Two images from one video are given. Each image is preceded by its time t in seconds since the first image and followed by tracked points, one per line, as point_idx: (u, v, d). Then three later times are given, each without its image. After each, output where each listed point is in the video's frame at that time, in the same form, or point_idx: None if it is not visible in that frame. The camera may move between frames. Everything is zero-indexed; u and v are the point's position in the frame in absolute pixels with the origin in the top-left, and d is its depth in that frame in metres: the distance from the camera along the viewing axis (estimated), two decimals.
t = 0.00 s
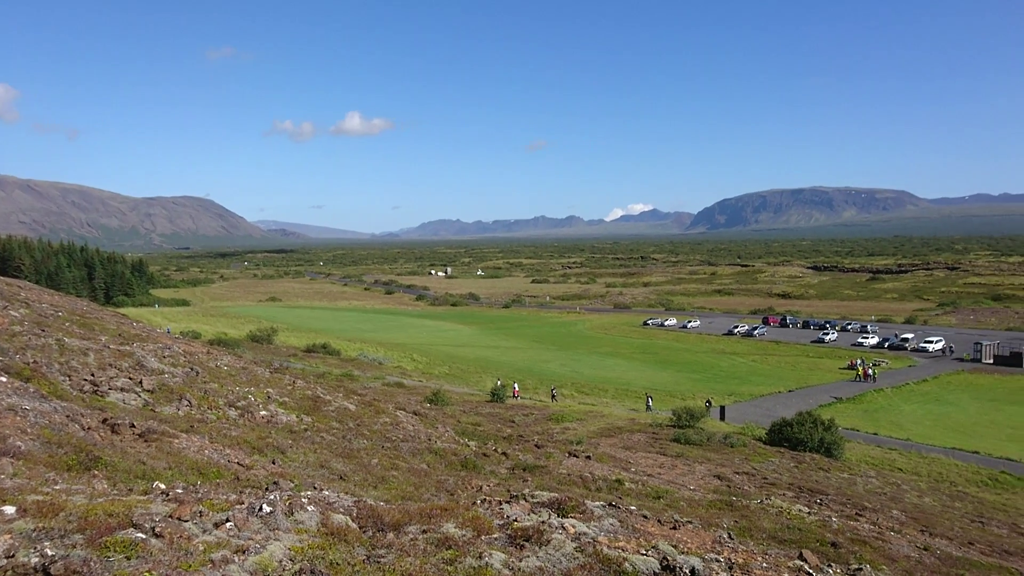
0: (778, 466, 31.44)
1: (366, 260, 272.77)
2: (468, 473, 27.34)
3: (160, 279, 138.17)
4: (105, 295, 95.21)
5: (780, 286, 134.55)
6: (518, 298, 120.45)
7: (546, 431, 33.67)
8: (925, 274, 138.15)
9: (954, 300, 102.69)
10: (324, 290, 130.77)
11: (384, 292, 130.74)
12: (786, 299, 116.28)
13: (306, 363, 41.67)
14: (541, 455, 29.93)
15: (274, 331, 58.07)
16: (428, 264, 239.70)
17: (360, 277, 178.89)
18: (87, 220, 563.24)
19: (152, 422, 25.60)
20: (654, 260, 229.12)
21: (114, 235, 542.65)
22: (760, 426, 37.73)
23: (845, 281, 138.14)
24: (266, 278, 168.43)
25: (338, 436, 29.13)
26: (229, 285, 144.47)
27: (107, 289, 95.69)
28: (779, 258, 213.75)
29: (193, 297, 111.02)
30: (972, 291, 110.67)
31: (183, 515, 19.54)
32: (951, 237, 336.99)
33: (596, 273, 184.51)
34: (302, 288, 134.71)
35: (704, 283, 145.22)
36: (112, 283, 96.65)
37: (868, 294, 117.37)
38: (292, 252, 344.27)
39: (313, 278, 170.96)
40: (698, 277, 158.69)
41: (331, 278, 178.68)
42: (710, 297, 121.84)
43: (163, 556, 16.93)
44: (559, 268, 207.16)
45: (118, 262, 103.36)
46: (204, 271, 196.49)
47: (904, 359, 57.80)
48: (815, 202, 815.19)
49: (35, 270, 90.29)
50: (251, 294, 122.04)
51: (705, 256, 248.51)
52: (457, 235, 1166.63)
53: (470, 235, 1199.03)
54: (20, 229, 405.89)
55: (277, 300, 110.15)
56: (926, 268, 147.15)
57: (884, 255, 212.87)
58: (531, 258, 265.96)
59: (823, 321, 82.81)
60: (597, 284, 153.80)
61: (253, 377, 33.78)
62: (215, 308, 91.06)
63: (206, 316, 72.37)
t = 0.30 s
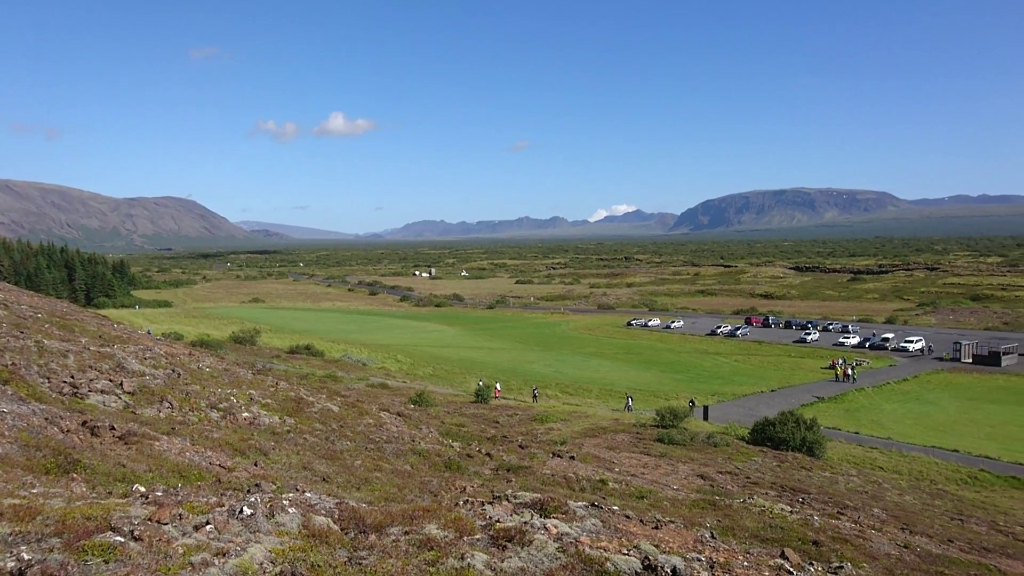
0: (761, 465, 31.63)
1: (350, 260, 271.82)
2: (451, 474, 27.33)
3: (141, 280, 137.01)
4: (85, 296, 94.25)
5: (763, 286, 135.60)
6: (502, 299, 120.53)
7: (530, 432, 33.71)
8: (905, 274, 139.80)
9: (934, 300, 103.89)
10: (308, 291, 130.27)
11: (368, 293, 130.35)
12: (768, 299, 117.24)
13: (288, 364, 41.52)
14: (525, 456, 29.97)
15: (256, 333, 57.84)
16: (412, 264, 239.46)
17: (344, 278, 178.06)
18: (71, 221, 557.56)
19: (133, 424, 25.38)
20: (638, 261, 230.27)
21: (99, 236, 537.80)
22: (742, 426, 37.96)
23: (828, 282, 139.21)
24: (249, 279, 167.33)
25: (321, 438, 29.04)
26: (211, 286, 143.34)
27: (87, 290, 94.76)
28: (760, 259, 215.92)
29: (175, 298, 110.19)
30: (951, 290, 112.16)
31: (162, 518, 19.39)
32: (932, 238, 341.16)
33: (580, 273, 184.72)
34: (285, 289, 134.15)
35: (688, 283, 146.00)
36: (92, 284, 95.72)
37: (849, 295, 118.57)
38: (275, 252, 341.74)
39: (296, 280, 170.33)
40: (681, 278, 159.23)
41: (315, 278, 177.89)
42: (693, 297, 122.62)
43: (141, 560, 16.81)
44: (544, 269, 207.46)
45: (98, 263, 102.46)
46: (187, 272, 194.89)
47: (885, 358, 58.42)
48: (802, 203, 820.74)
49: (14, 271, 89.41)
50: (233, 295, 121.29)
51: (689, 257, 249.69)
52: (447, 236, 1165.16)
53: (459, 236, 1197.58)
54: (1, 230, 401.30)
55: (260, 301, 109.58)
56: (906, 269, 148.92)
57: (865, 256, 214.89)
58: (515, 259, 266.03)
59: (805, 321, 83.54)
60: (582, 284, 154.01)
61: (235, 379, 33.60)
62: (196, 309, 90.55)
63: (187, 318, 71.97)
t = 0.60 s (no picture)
0: (744, 465, 31.78)
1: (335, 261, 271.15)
2: (435, 474, 27.28)
3: (123, 280, 136.08)
4: (65, 296, 93.19)
5: (746, 286, 136.55)
6: (486, 299, 120.60)
7: (514, 432, 33.70)
8: (887, 275, 141.24)
9: (915, 300, 104.98)
10: (292, 291, 129.75)
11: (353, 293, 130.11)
12: (751, 299, 118.04)
13: (271, 365, 41.34)
14: (509, 456, 29.97)
15: (238, 333, 57.55)
16: (397, 264, 239.35)
17: (328, 278, 177.56)
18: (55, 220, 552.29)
19: (113, 425, 25.13)
20: (622, 261, 231.37)
21: (84, 235, 533.68)
22: (726, 426, 38.13)
23: (811, 282, 140.20)
24: (232, 279, 166.43)
25: (304, 439, 28.91)
26: (193, 286, 142.36)
27: (67, 291, 93.73)
28: (744, 259, 217.63)
29: (157, 298, 109.57)
30: (932, 290, 113.46)
31: (142, 521, 19.21)
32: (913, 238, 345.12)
33: (565, 273, 185.09)
34: (268, 289, 133.68)
35: (673, 283, 146.69)
36: (73, 284, 94.68)
37: (831, 295, 119.58)
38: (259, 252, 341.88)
39: (280, 280, 169.74)
40: (664, 278, 159.66)
41: (299, 279, 177.10)
42: (677, 297, 123.26)
43: (120, 563, 16.65)
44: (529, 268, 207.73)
45: (78, 263, 101.66)
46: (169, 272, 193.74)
47: (867, 357, 58.92)
48: (790, 203, 826.09)
49: None
50: (216, 295, 120.66)
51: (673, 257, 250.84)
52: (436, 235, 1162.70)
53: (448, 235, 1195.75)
54: None
55: (243, 301, 109.06)
56: (888, 269, 150.49)
57: (847, 256, 216.34)
58: (498, 259, 267.11)
59: (788, 321, 84.17)
60: (567, 284, 154.30)
61: (217, 380, 33.39)
62: (178, 310, 90.18)
63: (168, 318, 71.58)
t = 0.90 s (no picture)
0: (729, 465, 31.95)
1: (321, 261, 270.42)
2: (421, 475, 27.25)
3: (107, 280, 135.04)
4: (48, 297, 92.51)
5: (732, 287, 137.40)
6: (473, 300, 120.53)
7: (501, 432, 33.75)
8: (871, 275, 142.53)
9: (898, 300, 105.94)
10: (278, 292, 129.18)
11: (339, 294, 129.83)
12: (737, 299, 118.79)
13: (258, 366, 41.19)
14: (496, 456, 30.01)
15: (223, 334, 57.27)
16: (383, 265, 239.28)
17: (314, 279, 176.91)
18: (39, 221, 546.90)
19: (96, 427, 24.94)
20: (608, 261, 232.20)
21: (68, 236, 529.03)
22: (711, 425, 38.33)
23: (795, 283, 141.19)
24: (217, 280, 165.32)
25: (289, 440, 28.82)
26: (178, 286, 141.37)
27: (50, 291, 93.02)
28: (728, 260, 219.23)
29: (142, 299, 108.78)
30: (915, 291, 114.60)
31: (123, 522, 19.09)
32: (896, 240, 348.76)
33: (551, 274, 185.31)
34: (254, 290, 133.11)
35: (659, 284, 147.29)
36: (56, 285, 94.01)
37: (816, 295, 120.55)
38: (244, 253, 340.12)
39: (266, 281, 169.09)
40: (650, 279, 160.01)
41: (284, 279, 176.29)
42: (664, 298, 123.81)
43: (100, 565, 16.54)
44: (515, 269, 207.71)
45: (61, 264, 100.80)
46: (154, 273, 192.37)
47: (851, 358, 59.43)
48: (778, 205, 830.58)
49: None
50: (202, 296, 119.89)
51: (660, 258, 251.71)
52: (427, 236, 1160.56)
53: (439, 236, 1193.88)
54: None
55: (228, 302, 108.57)
56: (871, 270, 151.87)
57: (832, 257, 218.01)
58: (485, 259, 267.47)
59: (773, 321, 84.71)
60: (553, 285, 154.56)
61: (202, 381, 33.24)
62: (163, 310, 89.76)
63: (153, 319, 71.21)
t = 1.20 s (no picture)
0: (715, 463, 32.07)
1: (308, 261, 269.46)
2: (407, 475, 27.20)
3: (91, 279, 133.92)
4: (30, 296, 91.71)
5: (718, 286, 137.97)
6: (459, 299, 120.27)
7: (487, 432, 33.73)
8: (855, 274, 143.30)
9: (883, 300, 106.55)
10: (263, 291, 128.55)
11: (326, 293, 129.34)
12: (723, 299, 119.26)
13: (243, 366, 40.99)
14: (482, 456, 30.01)
15: (208, 334, 56.92)
16: (370, 264, 238.40)
17: (301, 278, 176.07)
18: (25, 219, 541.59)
19: (77, 427, 24.74)
20: (595, 261, 232.46)
21: (55, 236, 524.58)
22: (697, 424, 38.43)
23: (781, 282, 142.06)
24: (203, 279, 164.14)
25: (274, 440, 28.72)
26: (162, 286, 140.39)
27: (33, 291, 92.19)
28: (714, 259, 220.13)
29: (126, 299, 107.92)
30: (899, 290, 115.34)
31: (102, 524, 18.95)
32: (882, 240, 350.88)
33: (538, 273, 185.60)
34: (239, 290, 132.38)
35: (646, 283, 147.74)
36: (38, 284, 93.22)
37: (801, 294, 121.14)
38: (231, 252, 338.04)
39: (252, 280, 168.28)
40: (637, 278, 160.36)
41: (270, 278, 175.64)
42: (651, 297, 124.19)
43: (78, 566, 16.42)
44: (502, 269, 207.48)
45: (44, 263, 99.88)
46: (137, 272, 190.90)
47: (836, 357, 59.80)
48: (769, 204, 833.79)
49: None
50: (187, 296, 119.11)
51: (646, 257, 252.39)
52: (419, 235, 1158.36)
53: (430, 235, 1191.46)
54: None
55: (214, 302, 108.01)
56: (857, 269, 152.78)
57: (816, 257, 219.49)
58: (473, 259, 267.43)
59: (759, 320, 85.07)
60: (540, 285, 154.53)
61: (186, 381, 33.06)
62: (148, 310, 89.21)
63: (137, 318, 70.76)
